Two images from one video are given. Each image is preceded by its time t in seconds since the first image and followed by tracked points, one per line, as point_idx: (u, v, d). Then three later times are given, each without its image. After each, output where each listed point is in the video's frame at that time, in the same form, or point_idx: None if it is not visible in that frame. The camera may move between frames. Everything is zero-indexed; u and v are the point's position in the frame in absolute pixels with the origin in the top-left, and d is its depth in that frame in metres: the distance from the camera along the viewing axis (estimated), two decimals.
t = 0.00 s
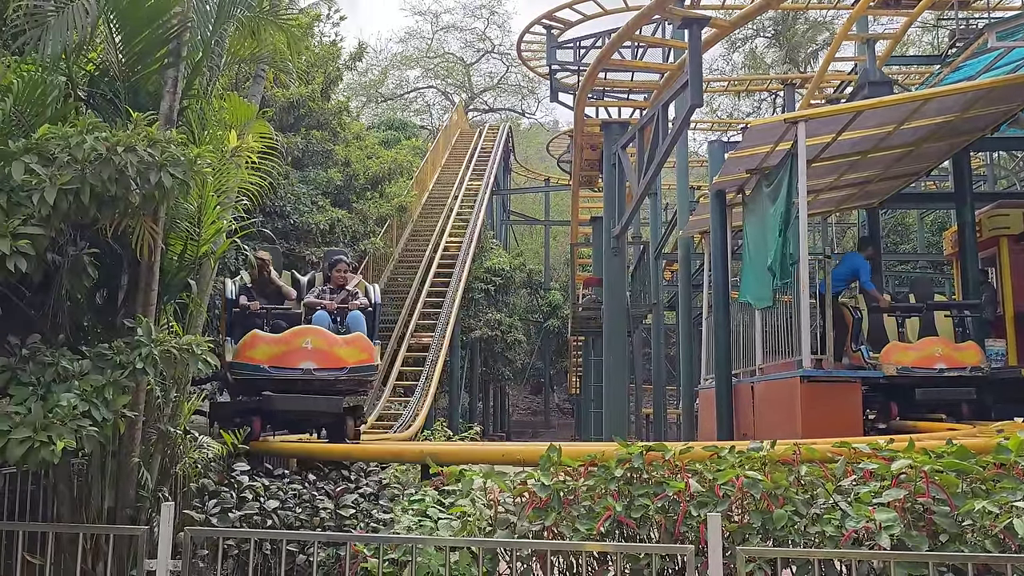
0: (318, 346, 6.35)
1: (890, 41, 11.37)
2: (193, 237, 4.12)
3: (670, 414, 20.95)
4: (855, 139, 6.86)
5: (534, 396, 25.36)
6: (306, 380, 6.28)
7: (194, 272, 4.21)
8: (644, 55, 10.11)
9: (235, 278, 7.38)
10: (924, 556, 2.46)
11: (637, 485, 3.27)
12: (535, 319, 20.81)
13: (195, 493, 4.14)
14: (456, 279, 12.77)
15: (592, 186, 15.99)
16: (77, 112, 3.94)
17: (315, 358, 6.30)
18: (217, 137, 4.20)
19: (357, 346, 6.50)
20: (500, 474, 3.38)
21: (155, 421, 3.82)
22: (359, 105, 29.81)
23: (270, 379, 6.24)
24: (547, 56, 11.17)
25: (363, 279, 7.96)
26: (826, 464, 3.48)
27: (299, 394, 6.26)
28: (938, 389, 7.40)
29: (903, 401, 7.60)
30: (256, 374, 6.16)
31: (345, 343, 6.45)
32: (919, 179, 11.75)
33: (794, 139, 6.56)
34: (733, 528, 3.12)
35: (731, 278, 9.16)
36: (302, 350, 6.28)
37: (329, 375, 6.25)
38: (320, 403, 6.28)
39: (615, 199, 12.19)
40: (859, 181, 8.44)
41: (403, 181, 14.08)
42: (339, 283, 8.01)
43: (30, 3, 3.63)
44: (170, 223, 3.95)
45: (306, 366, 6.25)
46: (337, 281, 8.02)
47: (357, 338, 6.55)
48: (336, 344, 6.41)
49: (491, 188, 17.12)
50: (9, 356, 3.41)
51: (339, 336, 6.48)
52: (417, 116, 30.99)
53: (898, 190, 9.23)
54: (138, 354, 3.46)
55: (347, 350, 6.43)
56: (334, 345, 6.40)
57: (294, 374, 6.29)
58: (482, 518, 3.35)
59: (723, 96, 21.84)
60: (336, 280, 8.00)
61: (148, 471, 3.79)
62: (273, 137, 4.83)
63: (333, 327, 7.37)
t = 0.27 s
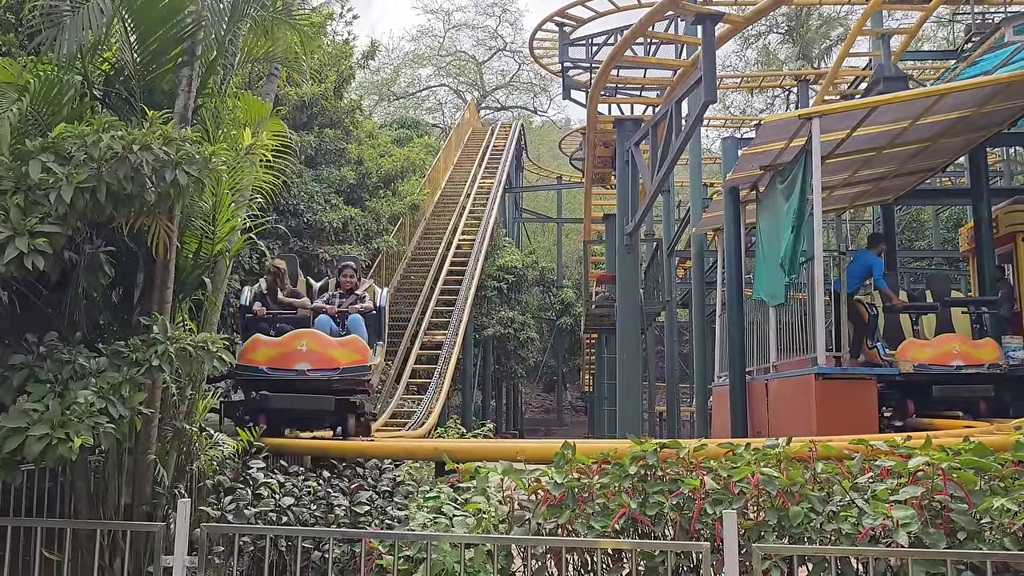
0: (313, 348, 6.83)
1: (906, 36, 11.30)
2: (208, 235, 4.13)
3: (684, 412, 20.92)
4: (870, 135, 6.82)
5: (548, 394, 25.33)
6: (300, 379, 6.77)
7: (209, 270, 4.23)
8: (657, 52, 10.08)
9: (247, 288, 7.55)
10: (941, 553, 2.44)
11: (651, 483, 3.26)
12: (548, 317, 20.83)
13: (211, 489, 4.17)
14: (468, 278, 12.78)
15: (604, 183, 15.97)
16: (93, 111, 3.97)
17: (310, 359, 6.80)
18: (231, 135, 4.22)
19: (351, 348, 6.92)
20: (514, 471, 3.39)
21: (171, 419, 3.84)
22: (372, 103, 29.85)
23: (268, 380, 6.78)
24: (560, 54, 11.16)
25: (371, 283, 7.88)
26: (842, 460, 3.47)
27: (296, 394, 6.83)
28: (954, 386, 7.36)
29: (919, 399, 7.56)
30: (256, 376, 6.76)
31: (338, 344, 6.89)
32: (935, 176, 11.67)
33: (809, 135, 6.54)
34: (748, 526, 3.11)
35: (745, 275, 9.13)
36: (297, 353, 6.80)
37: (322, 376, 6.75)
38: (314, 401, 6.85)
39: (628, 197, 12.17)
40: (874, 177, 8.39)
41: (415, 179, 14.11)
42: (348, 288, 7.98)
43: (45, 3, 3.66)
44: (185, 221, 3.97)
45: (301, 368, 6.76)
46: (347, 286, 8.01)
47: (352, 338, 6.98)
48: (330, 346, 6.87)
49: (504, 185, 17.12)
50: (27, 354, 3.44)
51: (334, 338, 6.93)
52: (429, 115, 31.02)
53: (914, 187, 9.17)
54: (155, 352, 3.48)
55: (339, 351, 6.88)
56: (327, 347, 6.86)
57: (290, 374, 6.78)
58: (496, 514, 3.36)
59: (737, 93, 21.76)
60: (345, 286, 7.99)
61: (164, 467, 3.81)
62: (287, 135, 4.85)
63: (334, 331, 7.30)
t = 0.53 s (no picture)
0: (318, 351, 6.75)
1: (918, 32, 11.24)
2: (220, 234, 4.15)
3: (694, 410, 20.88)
4: (882, 132, 6.78)
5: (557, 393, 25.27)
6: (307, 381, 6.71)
7: (220, 269, 4.24)
8: (667, 49, 10.05)
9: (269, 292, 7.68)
10: (956, 552, 2.43)
11: (662, 480, 3.25)
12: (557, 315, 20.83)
13: (223, 487, 4.19)
14: (479, 276, 12.79)
15: (614, 181, 15.95)
16: (105, 111, 3.98)
17: (314, 362, 6.72)
18: (242, 135, 4.23)
19: (355, 350, 6.83)
20: (525, 469, 3.38)
21: (183, 416, 3.86)
22: (382, 102, 29.88)
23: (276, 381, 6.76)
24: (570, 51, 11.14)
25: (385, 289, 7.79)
26: (855, 459, 3.45)
27: (301, 394, 6.76)
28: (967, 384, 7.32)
29: (931, 397, 7.51)
30: (264, 376, 6.75)
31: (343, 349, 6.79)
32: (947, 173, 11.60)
33: (820, 132, 6.50)
34: (760, 524, 3.10)
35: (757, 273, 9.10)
36: (302, 355, 6.73)
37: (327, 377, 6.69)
38: (318, 402, 6.78)
39: (638, 194, 12.14)
40: (886, 174, 8.35)
41: (425, 178, 14.12)
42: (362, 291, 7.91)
43: (58, 3, 3.67)
44: (197, 220, 3.98)
45: (305, 370, 6.70)
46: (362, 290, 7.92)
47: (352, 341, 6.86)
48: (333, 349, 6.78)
49: (513, 184, 17.11)
50: (40, 352, 3.45)
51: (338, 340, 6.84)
52: (438, 113, 31.05)
53: (927, 184, 9.12)
54: (167, 350, 3.50)
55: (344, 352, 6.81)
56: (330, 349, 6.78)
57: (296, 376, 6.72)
58: (508, 512, 3.36)
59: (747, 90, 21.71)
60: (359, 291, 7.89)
61: (176, 466, 3.82)
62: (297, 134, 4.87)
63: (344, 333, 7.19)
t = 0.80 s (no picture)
0: (333, 354, 6.83)
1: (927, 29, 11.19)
2: (229, 233, 4.16)
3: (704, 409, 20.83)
4: (892, 129, 6.75)
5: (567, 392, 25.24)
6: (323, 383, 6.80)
7: (230, 268, 4.26)
8: (676, 47, 10.03)
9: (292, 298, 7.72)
10: (967, 551, 2.42)
11: (672, 479, 3.25)
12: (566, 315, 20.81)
13: (233, 485, 4.21)
14: (487, 275, 12.79)
15: (623, 180, 15.94)
16: (115, 110, 4.00)
17: (330, 365, 6.80)
18: (253, 134, 4.25)
19: (368, 353, 6.89)
20: (534, 467, 3.39)
21: (194, 415, 3.87)
22: (390, 101, 29.85)
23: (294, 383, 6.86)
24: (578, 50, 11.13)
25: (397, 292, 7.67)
26: (866, 457, 3.44)
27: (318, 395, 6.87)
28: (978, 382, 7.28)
29: (942, 395, 7.48)
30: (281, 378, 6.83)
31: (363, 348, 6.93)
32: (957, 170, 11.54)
33: (829, 130, 6.49)
34: (770, 522, 3.11)
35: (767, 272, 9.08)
36: (318, 357, 6.81)
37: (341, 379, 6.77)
38: (331, 403, 6.85)
39: (647, 193, 12.12)
40: (895, 172, 8.32)
41: (433, 177, 14.14)
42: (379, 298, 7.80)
43: (68, 3, 3.69)
44: (206, 219, 4.01)
45: (321, 372, 6.78)
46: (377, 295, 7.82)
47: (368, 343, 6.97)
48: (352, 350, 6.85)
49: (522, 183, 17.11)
50: (52, 350, 3.47)
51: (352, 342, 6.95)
52: (446, 112, 31.06)
53: (937, 181, 9.07)
54: (178, 349, 3.52)
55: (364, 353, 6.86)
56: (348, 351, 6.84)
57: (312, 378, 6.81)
58: (517, 510, 3.37)
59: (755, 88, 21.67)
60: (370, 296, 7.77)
61: (187, 464, 3.84)
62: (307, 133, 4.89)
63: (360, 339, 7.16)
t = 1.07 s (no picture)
0: (356, 356, 7.39)
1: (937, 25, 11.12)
2: (238, 233, 4.17)
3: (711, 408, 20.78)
4: (901, 126, 6.73)
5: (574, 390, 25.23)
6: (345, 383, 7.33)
7: (239, 267, 4.24)
8: (685, 44, 9.98)
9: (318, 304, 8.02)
10: (977, 549, 2.42)
11: (680, 477, 3.24)
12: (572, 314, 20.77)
13: (242, 483, 4.22)
14: (495, 274, 12.79)
15: (631, 178, 15.90)
16: (125, 110, 4.01)
17: (353, 366, 7.36)
18: (261, 134, 4.23)
19: (388, 355, 7.41)
20: (542, 465, 3.37)
21: (203, 413, 3.89)
22: (396, 100, 29.75)
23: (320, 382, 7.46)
24: (585, 48, 11.12)
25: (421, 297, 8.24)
26: (875, 455, 3.43)
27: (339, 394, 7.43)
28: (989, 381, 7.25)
29: (952, 392, 7.45)
30: (308, 379, 7.41)
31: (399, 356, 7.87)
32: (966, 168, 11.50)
33: (838, 127, 6.48)
34: (778, 521, 3.10)
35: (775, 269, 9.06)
36: (341, 359, 7.38)
37: (362, 380, 7.29)
38: (354, 401, 7.38)
39: (655, 190, 12.08)
40: (905, 169, 8.28)
41: (440, 175, 14.15)
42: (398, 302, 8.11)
43: (77, 3, 3.72)
44: (214, 219, 4.01)
45: (344, 373, 7.34)
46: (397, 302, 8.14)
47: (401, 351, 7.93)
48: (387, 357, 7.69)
49: (529, 181, 17.13)
50: (63, 349, 3.50)
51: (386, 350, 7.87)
52: (452, 111, 31.12)
53: (946, 178, 9.03)
54: (187, 347, 3.52)
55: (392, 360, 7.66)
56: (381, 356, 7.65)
57: (335, 379, 7.37)
58: (525, 509, 3.35)
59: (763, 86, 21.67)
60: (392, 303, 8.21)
61: (195, 462, 3.84)
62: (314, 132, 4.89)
63: (380, 342, 7.66)
